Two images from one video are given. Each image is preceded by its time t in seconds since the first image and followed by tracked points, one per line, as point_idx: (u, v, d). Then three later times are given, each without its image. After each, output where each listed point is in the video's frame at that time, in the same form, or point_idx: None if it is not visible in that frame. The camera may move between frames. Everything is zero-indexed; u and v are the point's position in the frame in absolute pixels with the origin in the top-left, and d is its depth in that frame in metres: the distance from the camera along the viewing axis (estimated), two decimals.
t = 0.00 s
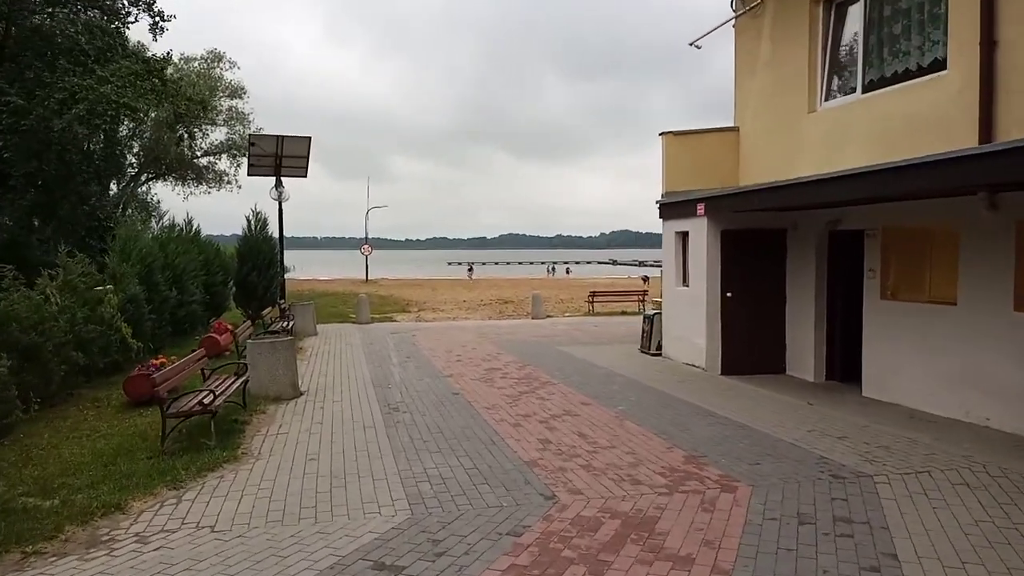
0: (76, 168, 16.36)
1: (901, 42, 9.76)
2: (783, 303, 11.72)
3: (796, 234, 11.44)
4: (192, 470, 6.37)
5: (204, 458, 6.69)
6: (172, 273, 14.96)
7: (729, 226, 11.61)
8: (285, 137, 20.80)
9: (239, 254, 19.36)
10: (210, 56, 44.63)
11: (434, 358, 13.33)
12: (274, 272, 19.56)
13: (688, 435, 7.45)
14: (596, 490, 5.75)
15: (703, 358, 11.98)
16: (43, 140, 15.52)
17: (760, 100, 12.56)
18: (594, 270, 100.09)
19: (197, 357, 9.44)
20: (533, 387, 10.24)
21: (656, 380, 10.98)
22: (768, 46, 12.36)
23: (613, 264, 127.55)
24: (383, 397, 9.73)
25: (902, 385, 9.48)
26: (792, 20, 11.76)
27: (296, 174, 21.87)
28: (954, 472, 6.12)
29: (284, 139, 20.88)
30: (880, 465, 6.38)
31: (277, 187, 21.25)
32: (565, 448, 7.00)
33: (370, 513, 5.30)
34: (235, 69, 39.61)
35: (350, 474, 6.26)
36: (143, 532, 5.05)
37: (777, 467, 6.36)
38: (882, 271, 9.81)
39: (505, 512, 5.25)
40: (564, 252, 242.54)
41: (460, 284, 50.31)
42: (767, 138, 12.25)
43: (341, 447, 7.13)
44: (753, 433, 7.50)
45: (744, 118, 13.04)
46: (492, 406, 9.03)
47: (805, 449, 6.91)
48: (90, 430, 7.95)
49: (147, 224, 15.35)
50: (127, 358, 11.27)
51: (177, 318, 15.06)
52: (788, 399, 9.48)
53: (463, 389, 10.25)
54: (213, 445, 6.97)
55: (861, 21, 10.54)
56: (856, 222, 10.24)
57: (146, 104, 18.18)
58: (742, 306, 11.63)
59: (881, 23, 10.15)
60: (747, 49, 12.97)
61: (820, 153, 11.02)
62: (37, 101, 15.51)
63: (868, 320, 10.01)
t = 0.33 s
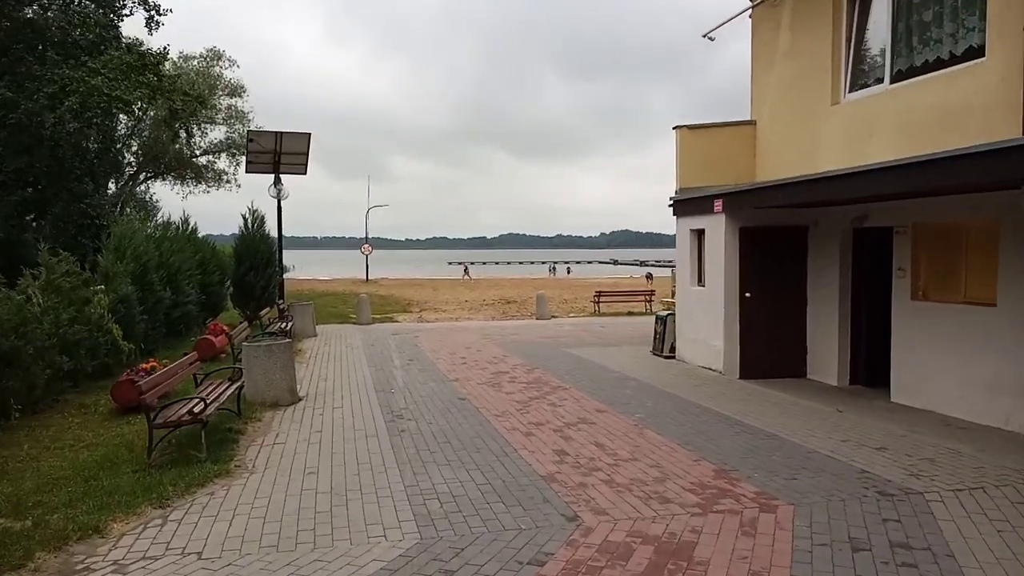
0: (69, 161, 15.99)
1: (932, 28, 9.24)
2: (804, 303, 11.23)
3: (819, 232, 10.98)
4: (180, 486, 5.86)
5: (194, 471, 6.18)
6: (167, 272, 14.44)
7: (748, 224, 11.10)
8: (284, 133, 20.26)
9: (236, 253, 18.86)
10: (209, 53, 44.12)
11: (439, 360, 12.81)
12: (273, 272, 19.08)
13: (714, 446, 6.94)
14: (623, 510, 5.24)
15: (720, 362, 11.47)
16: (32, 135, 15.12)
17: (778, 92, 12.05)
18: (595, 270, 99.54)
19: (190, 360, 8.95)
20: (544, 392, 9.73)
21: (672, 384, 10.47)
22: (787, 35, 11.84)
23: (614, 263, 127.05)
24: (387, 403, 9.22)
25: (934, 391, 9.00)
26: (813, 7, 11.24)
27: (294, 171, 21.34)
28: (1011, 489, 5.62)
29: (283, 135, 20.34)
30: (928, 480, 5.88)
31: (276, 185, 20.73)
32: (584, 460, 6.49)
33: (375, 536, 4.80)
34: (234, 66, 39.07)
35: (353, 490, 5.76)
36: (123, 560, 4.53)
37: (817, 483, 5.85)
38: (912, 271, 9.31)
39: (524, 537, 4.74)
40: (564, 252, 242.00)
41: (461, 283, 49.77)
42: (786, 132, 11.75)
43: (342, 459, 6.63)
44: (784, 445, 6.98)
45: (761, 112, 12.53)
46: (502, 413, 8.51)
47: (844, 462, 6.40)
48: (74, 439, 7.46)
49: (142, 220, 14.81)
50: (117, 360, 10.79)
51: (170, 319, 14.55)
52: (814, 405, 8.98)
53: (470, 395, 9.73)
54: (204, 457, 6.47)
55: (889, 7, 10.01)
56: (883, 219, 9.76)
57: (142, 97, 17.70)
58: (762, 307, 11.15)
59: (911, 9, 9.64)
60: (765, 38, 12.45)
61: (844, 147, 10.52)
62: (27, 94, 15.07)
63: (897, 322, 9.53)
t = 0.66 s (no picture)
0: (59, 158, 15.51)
1: (966, 15, 8.72)
2: (826, 305, 10.74)
3: (842, 230, 10.50)
4: (166, 508, 5.33)
5: (182, 491, 5.66)
6: (161, 273, 13.85)
7: (768, 222, 10.59)
8: (282, 130, 19.77)
9: (233, 253, 18.35)
10: (207, 51, 43.60)
11: (444, 364, 12.31)
12: (271, 273, 18.66)
13: (746, 461, 6.43)
14: (657, 538, 4.72)
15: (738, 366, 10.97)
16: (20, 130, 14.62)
17: (798, 85, 11.54)
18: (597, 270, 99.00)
19: (181, 367, 8.43)
20: (556, 400, 9.23)
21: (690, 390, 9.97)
22: (808, 25, 11.33)
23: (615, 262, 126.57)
24: (389, 412, 8.72)
25: (970, 398, 8.50)
26: None
27: (293, 168, 20.83)
28: None
29: (282, 132, 19.83)
30: (985, 501, 5.38)
31: (274, 183, 20.23)
32: (607, 477, 5.98)
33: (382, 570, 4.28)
34: (232, 64, 38.50)
35: (356, 513, 5.25)
36: None
37: (864, 504, 5.35)
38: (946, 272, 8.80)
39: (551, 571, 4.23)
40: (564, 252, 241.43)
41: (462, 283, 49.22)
42: (807, 125, 11.26)
43: (345, 476, 6.13)
44: (822, 459, 6.47)
45: (779, 106, 12.03)
46: (514, 423, 8.01)
47: (888, 479, 5.90)
48: (56, 452, 6.96)
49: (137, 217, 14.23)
50: (107, 366, 10.26)
51: (164, 321, 14.01)
52: (844, 414, 8.47)
53: (478, 402, 9.23)
54: (193, 475, 5.95)
55: None
56: (914, 216, 9.28)
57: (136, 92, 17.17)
58: (782, 309, 10.65)
59: None
60: (783, 28, 11.94)
61: (869, 140, 10.02)
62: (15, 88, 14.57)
63: (929, 325, 9.03)
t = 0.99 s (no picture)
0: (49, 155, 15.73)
1: None
2: (849, 306, 10.21)
3: (866, 226, 9.97)
4: (141, 529, 4.79)
5: (159, 509, 5.12)
6: (150, 270, 13.32)
7: (788, 218, 10.05)
8: (278, 124, 19.24)
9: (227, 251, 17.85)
10: (205, 49, 43.13)
11: (445, 367, 11.79)
12: (267, 272, 18.16)
13: (777, 474, 5.89)
14: (689, 566, 4.19)
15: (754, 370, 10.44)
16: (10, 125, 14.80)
17: (819, 74, 10.99)
18: (598, 270, 98.47)
19: (165, 371, 7.84)
20: (565, 405, 8.69)
21: (706, 394, 9.44)
22: (830, 10, 10.77)
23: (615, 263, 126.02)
24: (388, 417, 8.20)
25: (1008, 404, 7.96)
26: None
27: (290, 164, 20.31)
28: None
29: (278, 127, 19.33)
30: None
31: (270, 179, 19.71)
32: (627, 493, 5.44)
33: None
34: (229, 61, 37.98)
35: (350, 535, 4.71)
36: None
37: (915, 524, 4.81)
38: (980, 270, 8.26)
39: None
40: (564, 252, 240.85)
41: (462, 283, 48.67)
42: (829, 116, 10.73)
43: (339, 492, 5.58)
44: (860, 472, 5.92)
45: (798, 97, 11.51)
46: (522, 430, 7.48)
47: (936, 495, 5.36)
48: (27, 462, 6.43)
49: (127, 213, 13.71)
50: (92, 367, 9.69)
51: (155, 321, 13.50)
52: (874, 420, 7.92)
53: (483, 407, 8.69)
54: (173, 490, 5.42)
55: None
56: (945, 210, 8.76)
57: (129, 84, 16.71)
58: (803, 309, 10.12)
59: None
60: (804, 15, 11.39)
61: (896, 131, 9.48)
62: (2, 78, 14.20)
63: (962, 325, 8.49)
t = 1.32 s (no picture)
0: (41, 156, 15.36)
1: None
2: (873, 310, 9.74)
3: (891, 226, 9.50)
4: (117, 564, 4.30)
5: (139, 540, 4.63)
6: (143, 274, 12.85)
7: (809, 218, 9.57)
8: (276, 123, 18.82)
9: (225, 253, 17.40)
10: (205, 50, 42.74)
11: (449, 374, 11.31)
12: (265, 275, 17.70)
13: (815, 497, 5.42)
14: None
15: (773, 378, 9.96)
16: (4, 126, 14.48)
17: (840, 68, 10.53)
18: (599, 272, 97.98)
19: (152, 382, 7.27)
20: (578, 416, 8.21)
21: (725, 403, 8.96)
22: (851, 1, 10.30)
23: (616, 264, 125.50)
24: (386, 430, 7.71)
25: None
26: None
27: (289, 165, 19.87)
28: None
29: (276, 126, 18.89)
30: None
31: (269, 180, 19.26)
32: (653, 519, 4.96)
33: None
34: (229, 62, 37.57)
35: (350, 571, 4.23)
36: None
37: (977, 556, 4.34)
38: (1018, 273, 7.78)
39: None
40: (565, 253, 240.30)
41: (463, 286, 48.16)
42: (852, 112, 10.27)
43: (338, 518, 5.09)
44: (905, 494, 5.46)
45: (818, 93, 11.06)
46: (533, 444, 7.01)
47: (993, 521, 4.89)
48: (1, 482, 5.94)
49: (121, 215, 13.22)
50: (79, 375, 9.18)
51: (148, 326, 13.02)
52: (907, 433, 7.46)
53: (490, 418, 8.21)
54: (155, 518, 4.93)
55: None
56: (979, 210, 8.29)
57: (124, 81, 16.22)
58: (824, 313, 9.64)
59: None
60: (823, 7, 10.92)
61: (925, 126, 9.01)
62: None
63: (997, 331, 8.01)
